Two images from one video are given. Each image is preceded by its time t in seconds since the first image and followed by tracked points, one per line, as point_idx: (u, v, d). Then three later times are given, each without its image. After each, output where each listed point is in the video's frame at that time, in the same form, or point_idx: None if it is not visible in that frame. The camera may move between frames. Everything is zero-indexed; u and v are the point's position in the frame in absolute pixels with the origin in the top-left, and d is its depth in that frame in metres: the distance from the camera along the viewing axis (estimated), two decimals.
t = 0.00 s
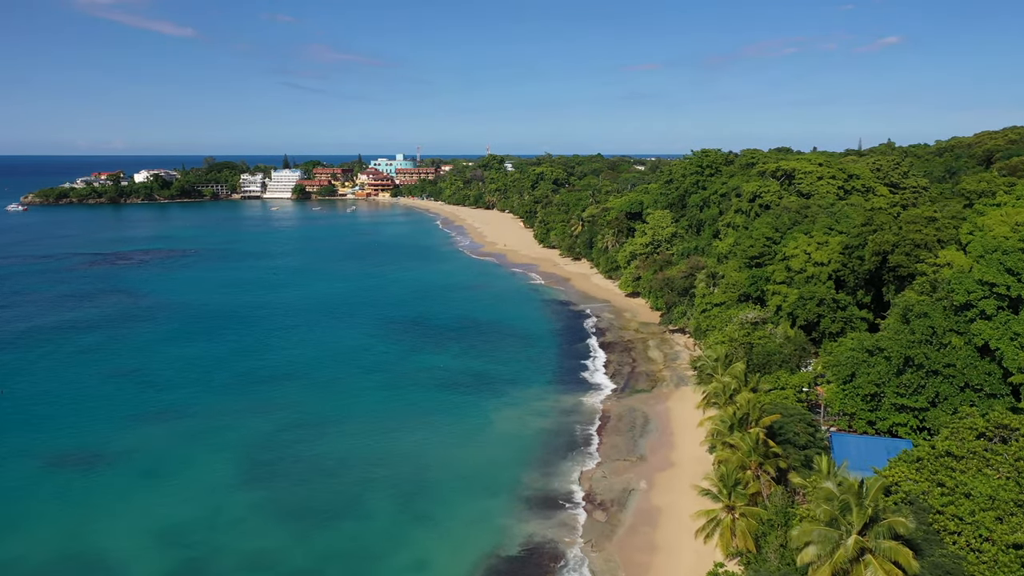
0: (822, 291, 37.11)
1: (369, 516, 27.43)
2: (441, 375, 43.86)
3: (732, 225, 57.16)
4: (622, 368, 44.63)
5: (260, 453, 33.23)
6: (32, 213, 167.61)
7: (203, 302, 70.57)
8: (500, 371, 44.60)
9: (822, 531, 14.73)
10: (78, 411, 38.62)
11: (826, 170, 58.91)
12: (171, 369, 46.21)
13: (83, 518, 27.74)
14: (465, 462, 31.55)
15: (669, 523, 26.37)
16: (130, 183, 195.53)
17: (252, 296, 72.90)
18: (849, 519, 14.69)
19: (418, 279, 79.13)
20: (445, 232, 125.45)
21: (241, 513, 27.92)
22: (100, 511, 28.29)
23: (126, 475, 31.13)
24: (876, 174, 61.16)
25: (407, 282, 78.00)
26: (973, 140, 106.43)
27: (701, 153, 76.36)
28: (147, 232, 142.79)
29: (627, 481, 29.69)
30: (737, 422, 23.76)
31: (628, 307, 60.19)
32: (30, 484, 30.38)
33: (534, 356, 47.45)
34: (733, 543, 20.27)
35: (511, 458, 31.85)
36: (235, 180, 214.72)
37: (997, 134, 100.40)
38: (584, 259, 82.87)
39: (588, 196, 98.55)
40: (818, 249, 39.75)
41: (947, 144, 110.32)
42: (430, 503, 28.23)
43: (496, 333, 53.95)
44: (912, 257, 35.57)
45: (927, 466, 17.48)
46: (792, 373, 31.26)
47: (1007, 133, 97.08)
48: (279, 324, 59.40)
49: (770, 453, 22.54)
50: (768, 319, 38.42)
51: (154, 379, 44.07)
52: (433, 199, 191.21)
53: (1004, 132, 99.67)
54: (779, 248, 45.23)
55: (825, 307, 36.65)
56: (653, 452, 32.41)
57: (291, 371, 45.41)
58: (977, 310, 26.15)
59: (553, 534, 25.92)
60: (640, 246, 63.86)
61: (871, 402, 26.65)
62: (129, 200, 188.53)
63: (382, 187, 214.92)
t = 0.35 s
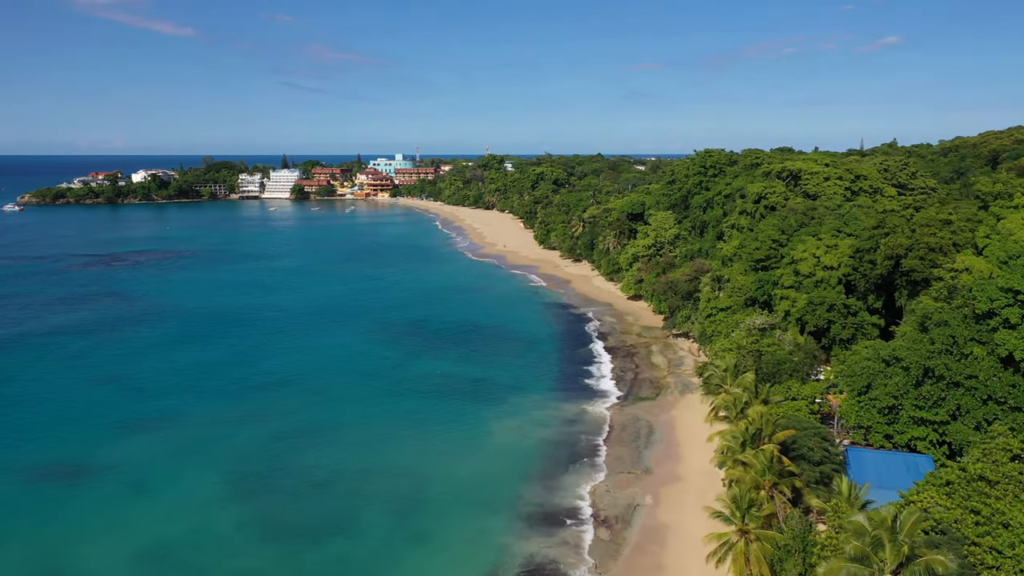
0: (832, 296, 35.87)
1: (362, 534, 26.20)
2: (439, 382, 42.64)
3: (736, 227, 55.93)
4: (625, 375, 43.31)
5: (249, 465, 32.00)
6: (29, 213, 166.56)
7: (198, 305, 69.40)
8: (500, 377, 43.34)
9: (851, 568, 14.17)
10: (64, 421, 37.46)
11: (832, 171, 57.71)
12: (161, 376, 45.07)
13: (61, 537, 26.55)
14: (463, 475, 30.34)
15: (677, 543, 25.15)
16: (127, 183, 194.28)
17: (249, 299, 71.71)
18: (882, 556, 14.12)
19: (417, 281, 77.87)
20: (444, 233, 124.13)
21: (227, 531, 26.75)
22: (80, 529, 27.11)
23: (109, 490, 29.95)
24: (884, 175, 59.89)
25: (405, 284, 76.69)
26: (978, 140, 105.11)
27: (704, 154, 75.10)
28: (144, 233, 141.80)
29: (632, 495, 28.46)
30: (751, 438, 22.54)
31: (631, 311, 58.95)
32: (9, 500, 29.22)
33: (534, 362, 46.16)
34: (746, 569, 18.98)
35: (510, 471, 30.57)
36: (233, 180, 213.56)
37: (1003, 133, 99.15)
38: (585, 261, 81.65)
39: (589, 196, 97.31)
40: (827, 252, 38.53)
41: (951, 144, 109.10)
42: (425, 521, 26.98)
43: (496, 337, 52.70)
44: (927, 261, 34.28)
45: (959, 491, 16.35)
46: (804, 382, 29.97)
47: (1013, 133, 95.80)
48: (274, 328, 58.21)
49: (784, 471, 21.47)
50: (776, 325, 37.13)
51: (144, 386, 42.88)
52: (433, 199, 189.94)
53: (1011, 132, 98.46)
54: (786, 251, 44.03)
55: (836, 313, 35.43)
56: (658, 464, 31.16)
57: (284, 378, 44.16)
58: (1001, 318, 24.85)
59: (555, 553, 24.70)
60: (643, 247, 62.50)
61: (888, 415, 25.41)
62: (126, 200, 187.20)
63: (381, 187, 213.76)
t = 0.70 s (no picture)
0: (845, 302, 34.51)
1: (353, 556, 24.87)
2: (436, 389, 41.27)
3: (741, 229, 54.56)
4: (629, 382, 41.93)
5: (236, 480, 30.64)
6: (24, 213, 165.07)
7: (191, 309, 68.05)
8: (500, 385, 41.95)
9: None
10: (47, 432, 36.11)
11: (840, 172, 56.38)
12: (150, 383, 43.71)
13: (36, 560, 25.21)
14: (460, 491, 28.98)
15: (685, 566, 23.81)
16: (124, 183, 192.78)
17: (244, 302, 70.36)
18: None
19: (415, 283, 76.47)
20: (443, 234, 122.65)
21: (212, 552, 25.43)
22: (57, 551, 25.78)
23: (90, 508, 28.61)
24: (892, 176, 58.55)
25: (403, 287, 75.32)
26: (984, 140, 103.75)
27: (707, 154, 73.73)
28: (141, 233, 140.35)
29: (638, 513, 27.11)
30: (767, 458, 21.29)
31: (634, 315, 57.59)
32: None
33: (534, 369, 44.76)
34: None
35: (510, 487, 29.24)
36: (231, 180, 212.08)
37: (1009, 134, 97.84)
38: (586, 263, 80.26)
39: (590, 197, 95.92)
40: (838, 256, 37.20)
41: (956, 144, 107.77)
42: (420, 542, 25.62)
43: (495, 342, 51.32)
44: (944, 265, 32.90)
45: (999, 526, 15.49)
46: (818, 394, 28.59)
47: (1019, 133, 94.46)
48: (269, 332, 56.83)
49: (802, 494, 20.18)
50: (785, 332, 35.78)
51: (132, 394, 41.53)
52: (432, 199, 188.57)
53: (1017, 132, 97.14)
54: (794, 254, 42.65)
55: (849, 319, 34.03)
56: (665, 478, 29.80)
57: (277, 386, 42.79)
58: None
59: None
60: (645, 250, 61.11)
61: (909, 430, 24.07)
62: (123, 200, 185.71)
63: (380, 187, 212.33)
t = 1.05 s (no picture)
0: (857, 308, 33.21)
1: None
2: (433, 397, 40.02)
3: (746, 231, 53.35)
4: (633, 390, 40.69)
5: (224, 495, 29.44)
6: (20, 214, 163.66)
7: (185, 312, 66.84)
8: (499, 393, 40.73)
9: None
10: (30, 443, 34.91)
11: (847, 173, 55.17)
12: (139, 391, 42.50)
13: None
14: (458, 508, 27.77)
15: None
16: (122, 184, 191.34)
17: (239, 305, 69.17)
18: None
19: (413, 286, 75.23)
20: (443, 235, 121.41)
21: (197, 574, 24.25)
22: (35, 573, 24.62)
23: (70, 526, 27.42)
24: (900, 177, 57.29)
25: (401, 289, 74.10)
26: (988, 140, 102.56)
27: (711, 155, 72.48)
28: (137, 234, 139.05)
29: (644, 531, 25.84)
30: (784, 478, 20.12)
31: (636, 319, 56.34)
32: None
33: (535, 376, 43.50)
34: None
35: (510, 503, 28.00)
36: (229, 180, 210.79)
37: (1015, 134, 96.64)
38: (587, 265, 79.03)
39: (591, 198, 94.69)
40: (849, 260, 35.94)
41: (961, 144, 106.60)
42: (414, 563, 24.41)
43: (495, 348, 50.07)
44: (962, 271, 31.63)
45: None
46: (831, 406, 27.32)
47: None
48: (263, 338, 55.58)
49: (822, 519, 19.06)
50: (795, 339, 34.50)
51: (120, 403, 40.34)
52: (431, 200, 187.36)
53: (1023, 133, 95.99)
54: (803, 258, 41.41)
55: (861, 326, 32.71)
56: (671, 493, 28.55)
57: (269, 394, 41.56)
58: None
59: None
60: (648, 252, 59.87)
61: (931, 446, 22.83)
62: (120, 200, 184.11)
63: (380, 188, 211.06)
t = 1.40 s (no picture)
0: (871, 315, 31.82)
1: None
2: (431, 407, 38.65)
3: (752, 234, 51.97)
4: (637, 398, 39.29)
5: (211, 511, 28.11)
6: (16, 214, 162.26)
7: (179, 316, 65.51)
8: (498, 401, 39.36)
9: None
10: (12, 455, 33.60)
11: (856, 174, 53.78)
12: (128, 399, 41.21)
13: None
14: (455, 526, 26.43)
15: None
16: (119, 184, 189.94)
17: (234, 309, 67.84)
18: None
19: (412, 289, 73.82)
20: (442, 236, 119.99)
21: None
22: None
23: (48, 546, 26.11)
24: (910, 177, 55.86)
25: (399, 292, 72.73)
26: (995, 140, 101.07)
27: (714, 155, 71.02)
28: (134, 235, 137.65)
29: (651, 554, 24.49)
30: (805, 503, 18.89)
31: (639, 323, 54.92)
32: None
33: (535, 384, 42.10)
34: None
35: (510, 522, 26.68)
36: (228, 181, 209.34)
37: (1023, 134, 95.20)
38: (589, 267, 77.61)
39: (592, 199, 93.24)
40: (862, 265, 34.56)
41: (967, 144, 105.16)
42: None
43: (494, 353, 48.72)
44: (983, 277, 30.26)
45: None
46: (848, 420, 25.92)
47: None
48: (256, 343, 54.19)
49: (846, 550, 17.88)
50: (806, 347, 33.13)
51: (108, 413, 39.05)
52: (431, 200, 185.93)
53: None
54: (812, 262, 40.01)
55: (876, 334, 31.31)
56: (679, 511, 27.18)
57: (261, 402, 40.23)
58: None
59: None
60: (651, 254, 58.48)
61: (958, 466, 21.45)
62: (118, 200, 182.63)
63: (379, 188, 209.60)
